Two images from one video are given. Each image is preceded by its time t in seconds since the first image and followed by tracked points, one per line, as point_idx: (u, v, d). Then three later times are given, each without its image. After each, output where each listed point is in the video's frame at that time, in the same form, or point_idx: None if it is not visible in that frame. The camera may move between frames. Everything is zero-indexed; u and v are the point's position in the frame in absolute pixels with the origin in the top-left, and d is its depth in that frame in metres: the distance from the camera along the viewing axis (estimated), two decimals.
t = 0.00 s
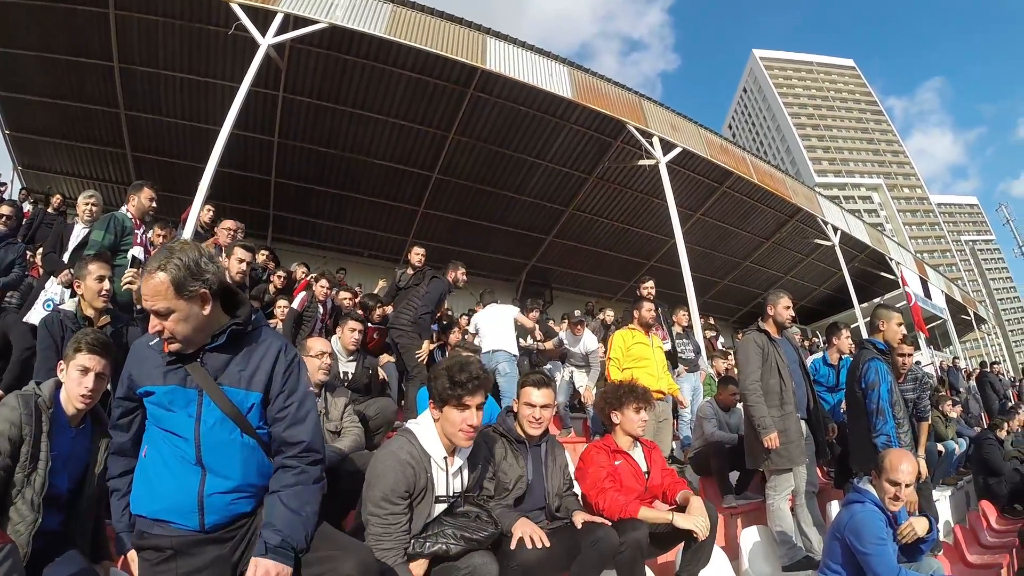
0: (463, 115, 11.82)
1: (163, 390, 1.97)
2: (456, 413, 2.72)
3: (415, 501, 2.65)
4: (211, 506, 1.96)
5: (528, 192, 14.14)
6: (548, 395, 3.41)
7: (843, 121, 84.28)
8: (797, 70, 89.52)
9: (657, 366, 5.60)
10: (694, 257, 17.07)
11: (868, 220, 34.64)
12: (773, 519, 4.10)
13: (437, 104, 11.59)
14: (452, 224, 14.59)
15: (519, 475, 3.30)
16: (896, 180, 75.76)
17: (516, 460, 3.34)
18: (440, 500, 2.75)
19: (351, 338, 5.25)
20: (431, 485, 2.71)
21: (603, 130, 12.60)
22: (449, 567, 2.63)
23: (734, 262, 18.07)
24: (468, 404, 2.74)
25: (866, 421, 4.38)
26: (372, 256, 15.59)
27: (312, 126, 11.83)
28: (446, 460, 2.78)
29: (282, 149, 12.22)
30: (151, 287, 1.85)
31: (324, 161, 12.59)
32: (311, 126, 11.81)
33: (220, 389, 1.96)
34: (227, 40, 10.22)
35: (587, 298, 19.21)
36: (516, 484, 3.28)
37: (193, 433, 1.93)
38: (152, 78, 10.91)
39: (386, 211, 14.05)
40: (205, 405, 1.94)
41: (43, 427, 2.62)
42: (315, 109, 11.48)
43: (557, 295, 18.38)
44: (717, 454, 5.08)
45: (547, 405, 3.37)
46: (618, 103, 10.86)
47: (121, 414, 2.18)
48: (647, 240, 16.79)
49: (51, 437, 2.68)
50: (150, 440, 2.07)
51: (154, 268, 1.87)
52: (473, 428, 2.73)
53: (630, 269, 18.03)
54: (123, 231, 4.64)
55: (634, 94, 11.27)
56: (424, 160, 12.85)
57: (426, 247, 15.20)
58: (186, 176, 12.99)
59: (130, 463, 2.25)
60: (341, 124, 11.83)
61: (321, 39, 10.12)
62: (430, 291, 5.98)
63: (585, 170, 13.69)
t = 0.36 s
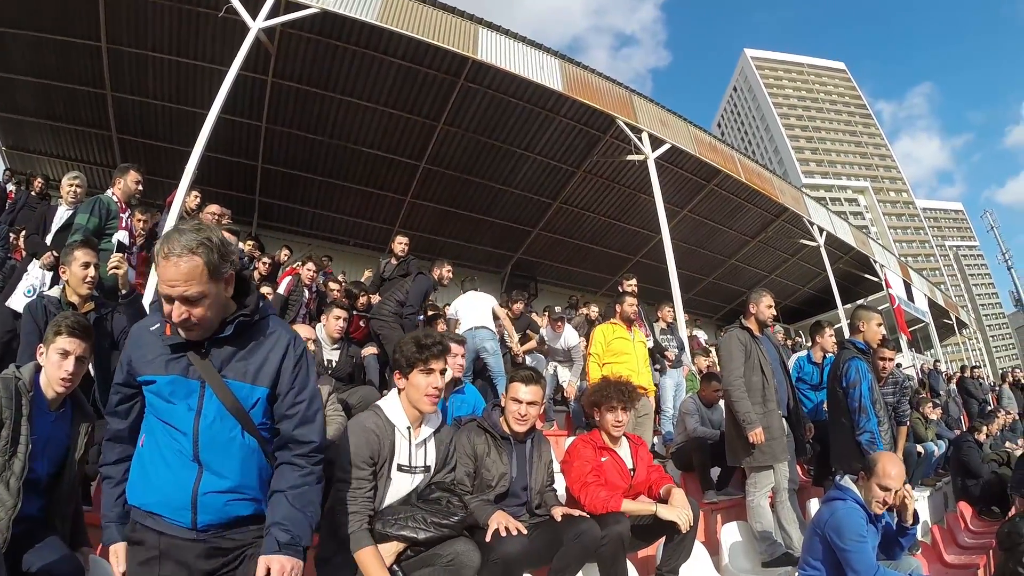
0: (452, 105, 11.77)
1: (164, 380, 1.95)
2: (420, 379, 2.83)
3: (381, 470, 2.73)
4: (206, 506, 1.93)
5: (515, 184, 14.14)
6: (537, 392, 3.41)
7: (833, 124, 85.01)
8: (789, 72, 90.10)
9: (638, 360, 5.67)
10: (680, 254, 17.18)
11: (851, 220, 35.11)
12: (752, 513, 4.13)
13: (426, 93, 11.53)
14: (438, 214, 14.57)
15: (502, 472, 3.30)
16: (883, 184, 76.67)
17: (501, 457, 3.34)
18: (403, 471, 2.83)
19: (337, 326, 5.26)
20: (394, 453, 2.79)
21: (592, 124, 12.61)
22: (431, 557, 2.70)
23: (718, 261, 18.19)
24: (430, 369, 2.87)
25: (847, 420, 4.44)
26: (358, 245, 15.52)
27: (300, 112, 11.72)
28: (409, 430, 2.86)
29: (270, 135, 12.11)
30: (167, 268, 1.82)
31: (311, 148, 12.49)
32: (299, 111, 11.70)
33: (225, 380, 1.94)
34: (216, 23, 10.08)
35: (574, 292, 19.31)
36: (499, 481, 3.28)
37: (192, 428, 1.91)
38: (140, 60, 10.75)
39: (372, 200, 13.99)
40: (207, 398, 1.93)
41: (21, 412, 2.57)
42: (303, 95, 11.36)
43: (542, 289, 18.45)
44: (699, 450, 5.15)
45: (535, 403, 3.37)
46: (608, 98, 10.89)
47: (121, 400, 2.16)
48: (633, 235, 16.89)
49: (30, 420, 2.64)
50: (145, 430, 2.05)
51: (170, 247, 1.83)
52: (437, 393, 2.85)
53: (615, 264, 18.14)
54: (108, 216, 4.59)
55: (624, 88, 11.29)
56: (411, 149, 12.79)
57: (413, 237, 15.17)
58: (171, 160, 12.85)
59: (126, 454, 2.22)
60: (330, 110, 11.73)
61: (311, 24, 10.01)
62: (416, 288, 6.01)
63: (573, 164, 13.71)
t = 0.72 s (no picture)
0: (441, 97, 11.73)
1: (193, 393, 1.90)
2: (391, 361, 2.97)
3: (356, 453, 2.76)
4: (214, 524, 1.94)
5: (503, 178, 14.14)
6: (524, 386, 3.42)
7: (822, 127, 85.78)
8: (780, 74, 90.75)
9: (621, 356, 5.72)
10: (667, 252, 17.29)
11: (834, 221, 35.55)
12: (732, 510, 4.18)
13: (416, 85, 11.48)
14: (425, 207, 14.54)
15: (486, 466, 3.32)
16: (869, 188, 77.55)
17: (485, 450, 3.36)
18: (376, 452, 2.90)
19: (316, 313, 5.22)
20: (365, 433, 2.88)
21: (580, 119, 12.62)
22: (414, 550, 2.69)
23: (704, 259, 18.32)
24: (400, 353, 3.01)
25: (828, 419, 4.50)
26: (343, 236, 15.44)
27: (288, 101, 11.63)
28: (381, 412, 2.95)
29: (257, 123, 12.01)
30: (230, 293, 1.69)
31: (298, 137, 12.41)
32: (287, 100, 11.61)
33: (254, 406, 1.91)
34: (204, 8, 9.96)
35: (561, 288, 19.38)
36: (482, 476, 3.30)
37: (213, 449, 1.90)
38: (127, 45, 10.61)
39: (360, 191, 13.92)
40: (231, 419, 1.90)
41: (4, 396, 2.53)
42: (291, 84, 11.27)
43: (528, 283, 18.49)
44: (681, 447, 5.21)
45: (522, 396, 3.38)
46: (598, 94, 10.93)
47: (140, 389, 2.06)
48: (619, 232, 16.98)
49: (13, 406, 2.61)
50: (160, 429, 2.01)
51: (237, 270, 1.70)
52: (408, 373, 2.98)
53: (601, 260, 18.23)
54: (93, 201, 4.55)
55: (614, 85, 11.33)
56: (399, 141, 12.74)
57: (400, 229, 15.12)
58: (157, 146, 12.69)
59: (137, 439, 2.15)
60: (318, 100, 11.65)
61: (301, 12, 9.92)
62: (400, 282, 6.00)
63: (561, 159, 13.73)
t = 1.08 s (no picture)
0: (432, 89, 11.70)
1: (177, 389, 1.94)
2: (387, 346, 2.93)
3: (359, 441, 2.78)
4: (195, 514, 1.98)
5: (493, 171, 14.14)
6: (535, 350, 3.50)
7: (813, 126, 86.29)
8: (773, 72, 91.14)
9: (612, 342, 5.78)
10: (658, 248, 17.37)
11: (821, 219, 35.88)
12: (720, 505, 4.20)
13: (407, 77, 11.44)
14: (416, 200, 14.51)
15: (495, 439, 3.41)
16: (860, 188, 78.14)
17: (497, 421, 3.45)
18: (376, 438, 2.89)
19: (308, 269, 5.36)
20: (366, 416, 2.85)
21: (571, 113, 12.63)
22: (404, 550, 2.68)
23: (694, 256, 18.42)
24: (395, 335, 2.98)
25: (819, 414, 4.55)
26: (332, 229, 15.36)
27: (279, 91, 11.56)
28: (377, 396, 2.94)
29: (247, 113, 11.93)
30: (232, 303, 1.79)
31: (288, 128, 12.34)
32: (277, 90, 11.54)
33: (235, 402, 2.00)
34: None
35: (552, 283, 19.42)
36: (490, 450, 3.39)
37: (199, 441, 1.95)
38: (116, 33, 10.47)
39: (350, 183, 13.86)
40: (212, 414, 1.98)
41: None
42: (282, 74, 11.20)
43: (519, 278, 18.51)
44: (669, 442, 5.23)
45: (534, 359, 3.45)
46: (589, 88, 10.95)
47: (117, 385, 2.00)
48: (609, 227, 17.05)
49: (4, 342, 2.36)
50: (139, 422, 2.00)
51: (235, 279, 1.80)
52: (404, 355, 2.96)
53: (591, 255, 18.29)
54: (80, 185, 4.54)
55: (606, 80, 11.36)
56: (390, 133, 12.70)
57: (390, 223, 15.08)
58: (146, 136, 12.57)
59: (109, 437, 2.05)
60: (308, 91, 11.59)
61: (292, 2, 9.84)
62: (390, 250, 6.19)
63: (551, 153, 13.76)
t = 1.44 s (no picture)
0: (420, 85, 11.66)
1: (138, 370, 1.94)
2: (369, 289, 2.60)
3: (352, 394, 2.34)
4: (163, 495, 1.99)
5: (479, 168, 14.14)
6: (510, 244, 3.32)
7: (801, 132, 87.23)
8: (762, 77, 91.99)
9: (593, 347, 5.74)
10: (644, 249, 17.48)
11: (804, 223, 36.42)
12: (700, 505, 4.21)
13: (395, 72, 11.40)
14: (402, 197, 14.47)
15: (472, 331, 3.19)
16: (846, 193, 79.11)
17: (471, 316, 3.23)
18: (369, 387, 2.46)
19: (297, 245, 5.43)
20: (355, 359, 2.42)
21: (559, 113, 12.65)
22: (405, 554, 2.30)
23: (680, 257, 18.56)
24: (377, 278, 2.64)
25: (802, 415, 4.60)
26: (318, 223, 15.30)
27: (265, 83, 11.47)
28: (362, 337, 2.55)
29: (232, 105, 11.83)
30: (188, 274, 1.85)
31: (274, 121, 12.25)
32: (264, 82, 11.45)
33: (195, 381, 2.06)
34: None
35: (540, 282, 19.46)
36: (468, 340, 3.16)
37: (166, 421, 1.97)
38: (102, 21, 10.33)
39: (336, 177, 13.79)
40: (174, 395, 2.01)
41: None
42: (268, 66, 11.10)
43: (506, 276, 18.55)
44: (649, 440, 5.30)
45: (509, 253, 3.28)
46: (577, 88, 10.99)
47: (72, 373, 1.92)
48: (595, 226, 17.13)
49: None
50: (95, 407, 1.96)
51: (192, 253, 1.87)
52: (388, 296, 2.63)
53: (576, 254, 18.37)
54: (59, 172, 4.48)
55: (594, 80, 11.40)
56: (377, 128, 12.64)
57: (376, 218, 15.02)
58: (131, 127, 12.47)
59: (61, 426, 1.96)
60: (295, 84, 11.51)
61: None
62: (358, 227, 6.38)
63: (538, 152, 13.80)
